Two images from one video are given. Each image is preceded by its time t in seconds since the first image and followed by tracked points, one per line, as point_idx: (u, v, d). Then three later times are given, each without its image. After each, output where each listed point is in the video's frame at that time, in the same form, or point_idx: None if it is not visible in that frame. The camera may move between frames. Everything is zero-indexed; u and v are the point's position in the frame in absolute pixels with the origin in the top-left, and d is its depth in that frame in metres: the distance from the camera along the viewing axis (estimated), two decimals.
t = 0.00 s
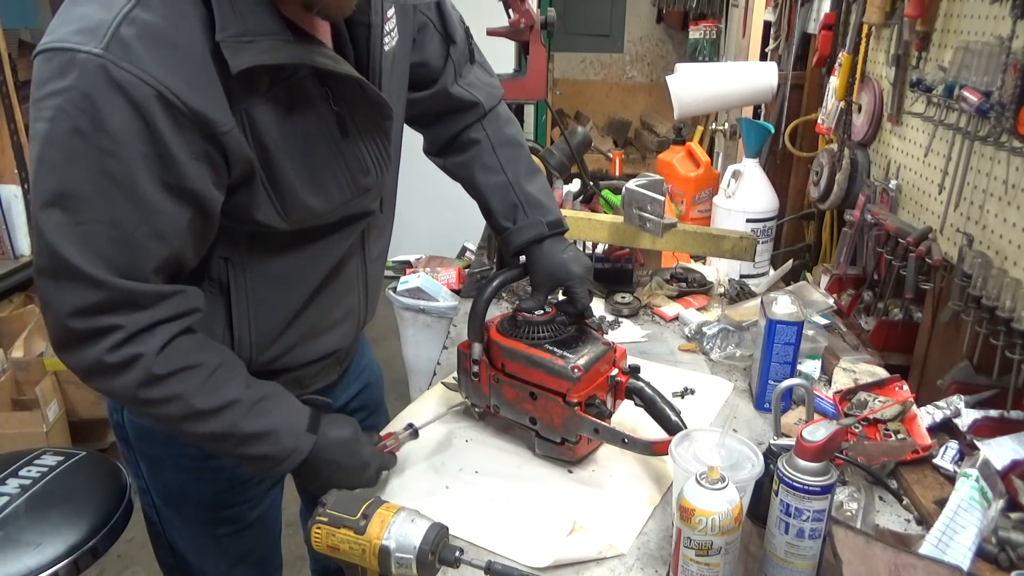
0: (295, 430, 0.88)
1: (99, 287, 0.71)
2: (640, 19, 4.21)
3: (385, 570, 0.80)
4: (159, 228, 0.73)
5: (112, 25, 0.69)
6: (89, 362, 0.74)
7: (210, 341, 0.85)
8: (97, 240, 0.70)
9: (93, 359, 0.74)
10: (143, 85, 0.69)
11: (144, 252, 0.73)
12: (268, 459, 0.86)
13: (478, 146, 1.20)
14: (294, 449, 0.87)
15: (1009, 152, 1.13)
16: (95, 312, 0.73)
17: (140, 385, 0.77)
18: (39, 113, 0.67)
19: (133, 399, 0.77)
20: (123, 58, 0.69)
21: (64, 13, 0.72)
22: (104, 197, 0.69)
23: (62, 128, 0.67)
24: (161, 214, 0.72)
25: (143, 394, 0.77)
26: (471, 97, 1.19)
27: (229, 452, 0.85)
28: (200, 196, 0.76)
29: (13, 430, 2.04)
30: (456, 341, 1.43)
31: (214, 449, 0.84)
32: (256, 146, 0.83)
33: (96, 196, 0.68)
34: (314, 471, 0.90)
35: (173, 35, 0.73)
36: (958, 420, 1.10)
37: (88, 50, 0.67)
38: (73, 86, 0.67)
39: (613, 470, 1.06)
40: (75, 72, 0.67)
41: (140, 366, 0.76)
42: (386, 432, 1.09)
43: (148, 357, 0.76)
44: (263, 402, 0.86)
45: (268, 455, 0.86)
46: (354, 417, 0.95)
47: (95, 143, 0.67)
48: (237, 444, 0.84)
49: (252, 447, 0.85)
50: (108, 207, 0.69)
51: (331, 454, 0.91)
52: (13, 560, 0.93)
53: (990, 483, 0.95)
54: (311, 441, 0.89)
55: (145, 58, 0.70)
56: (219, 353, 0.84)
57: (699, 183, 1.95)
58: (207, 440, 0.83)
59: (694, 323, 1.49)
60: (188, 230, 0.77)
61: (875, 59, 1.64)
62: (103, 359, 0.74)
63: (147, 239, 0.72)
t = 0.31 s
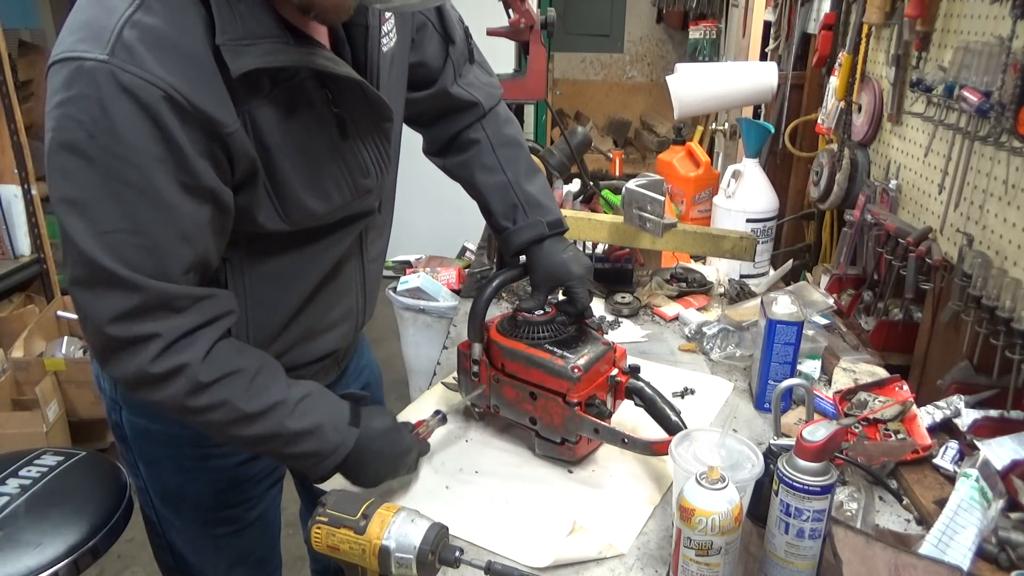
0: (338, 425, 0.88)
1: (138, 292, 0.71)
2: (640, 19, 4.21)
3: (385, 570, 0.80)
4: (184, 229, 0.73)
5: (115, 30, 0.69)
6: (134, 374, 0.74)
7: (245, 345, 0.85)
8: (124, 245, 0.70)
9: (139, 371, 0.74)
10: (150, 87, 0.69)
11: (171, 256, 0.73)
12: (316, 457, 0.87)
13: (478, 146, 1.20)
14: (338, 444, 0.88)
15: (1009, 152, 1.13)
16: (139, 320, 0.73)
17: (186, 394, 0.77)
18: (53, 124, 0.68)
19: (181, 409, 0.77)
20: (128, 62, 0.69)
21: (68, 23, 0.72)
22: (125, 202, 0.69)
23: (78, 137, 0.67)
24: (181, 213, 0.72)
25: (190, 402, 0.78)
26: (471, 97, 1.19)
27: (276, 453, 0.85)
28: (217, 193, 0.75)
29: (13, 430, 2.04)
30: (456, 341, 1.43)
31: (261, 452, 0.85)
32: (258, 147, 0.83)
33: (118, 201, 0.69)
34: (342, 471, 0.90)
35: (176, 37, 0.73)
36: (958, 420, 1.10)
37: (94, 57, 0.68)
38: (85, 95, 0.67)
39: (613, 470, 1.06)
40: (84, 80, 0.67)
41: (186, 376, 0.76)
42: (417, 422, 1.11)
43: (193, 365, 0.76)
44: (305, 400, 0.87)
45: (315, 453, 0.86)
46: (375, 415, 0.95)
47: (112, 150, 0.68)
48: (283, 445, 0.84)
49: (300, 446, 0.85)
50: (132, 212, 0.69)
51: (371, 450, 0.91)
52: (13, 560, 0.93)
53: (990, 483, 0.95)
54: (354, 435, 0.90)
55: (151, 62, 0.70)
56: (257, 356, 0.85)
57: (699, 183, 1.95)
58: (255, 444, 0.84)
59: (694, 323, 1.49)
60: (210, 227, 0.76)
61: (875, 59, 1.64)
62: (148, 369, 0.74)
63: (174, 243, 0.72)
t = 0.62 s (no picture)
0: (342, 428, 0.89)
1: (141, 293, 0.71)
2: (640, 18, 4.21)
3: (385, 570, 0.80)
4: (188, 230, 0.73)
5: (119, 29, 0.69)
6: (140, 375, 0.75)
7: (249, 348, 0.86)
8: (127, 245, 0.70)
9: (143, 372, 0.75)
10: (154, 87, 0.69)
11: (175, 256, 0.73)
12: (320, 460, 0.87)
13: (478, 146, 1.20)
14: (342, 447, 0.88)
15: (1008, 152, 1.13)
16: (142, 321, 0.73)
17: (191, 396, 0.77)
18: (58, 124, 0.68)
19: (186, 411, 0.78)
20: (132, 62, 0.69)
21: (71, 22, 0.72)
22: (130, 203, 0.69)
23: (83, 138, 0.67)
24: (186, 214, 0.72)
25: (195, 404, 0.78)
26: (471, 97, 1.19)
27: (279, 456, 0.85)
28: (221, 193, 0.75)
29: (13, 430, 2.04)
30: (456, 341, 1.43)
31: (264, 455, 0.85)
32: (260, 146, 0.83)
33: (122, 202, 0.69)
34: (347, 471, 0.91)
35: (180, 38, 0.73)
36: (958, 420, 1.10)
37: (97, 57, 0.68)
38: (90, 96, 0.67)
39: (613, 470, 1.06)
40: (88, 81, 0.67)
41: (191, 378, 0.76)
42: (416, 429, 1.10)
43: (197, 368, 0.76)
44: (309, 403, 0.87)
45: (319, 456, 0.86)
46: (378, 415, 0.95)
47: (117, 150, 0.68)
48: (288, 447, 0.84)
49: (303, 449, 0.85)
50: (137, 213, 0.70)
51: (376, 452, 0.91)
52: (13, 560, 0.93)
53: (990, 484, 0.95)
54: (358, 439, 0.90)
55: (154, 62, 0.70)
56: (262, 359, 0.85)
57: (699, 183, 1.95)
58: (259, 447, 0.84)
59: (694, 323, 1.49)
60: (214, 227, 0.76)
61: (875, 59, 1.64)
62: (153, 371, 0.74)
63: (177, 244, 0.72)
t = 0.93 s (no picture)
0: (342, 429, 0.89)
1: (141, 292, 0.71)
2: (640, 18, 4.21)
3: (385, 570, 0.80)
4: (189, 230, 0.73)
5: (121, 30, 0.69)
6: (141, 375, 0.75)
7: (251, 347, 0.85)
8: (129, 244, 0.70)
9: (145, 372, 0.75)
10: (157, 88, 0.69)
11: (178, 256, 0.73)
12: (319, 461, 0.87)
13: (479, 147, 1.20)
14: (342, 448, 0.88)
15: (1008, 152, 1.13)
16: (142, 320, 0.73)
17: (192, 396, 0.77)
18: (59, 124, 0.68)
19: (187, 411, 0.77)
20: (135, 63, 0.69)
21: (73, 22, 0.72)
22: (133, 203, 0.69)
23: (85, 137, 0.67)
24: (188, 214, 0.72)
25: (196, 404, 0.78)
26: (471, 98, 1.19)
27: (278, 456, 0.85)
28: (223, 193, 0.75)
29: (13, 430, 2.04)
30: (456, 341, 1.43)
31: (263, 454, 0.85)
32: (263, 146, 0.83)
33: (125, 203, 0.69)
34: (348, 470, 0.91)
35: (182, 38, 0.73)
36: (958, 420, 1.10)
37: (100, 57, 0.68)
38: (92, 96, 0.67)
39: (613, 470, 1.06)
40: (91, 81, 0.67)
41: (192, 377, 0.76)
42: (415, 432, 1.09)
43: (199, 367, 0.76)
44: (309, 404, 0.87)
45: (319, 456, 0.86)
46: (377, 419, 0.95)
47: (120, 151, 0.68)
48: (287, 448, 0.84)
49: (304, 449, 0.85)
50: (139, 213, 0.70)
51: (375, 452, 0.91)
52: (13, 560, 0.93)
53: (990, 484, 0.95)
54: (358, 440, 0.90)
55: (157, 62, 0.70)
56: (263, 359, 0.85)
57: (700, 183, 1.95)
58: (259, 447, 0.84)
59: (694, 323, 1.49)
60: (215, 226, 0.76)
61: (875, 59, 1.64)
62: (154, 371, 0.74)
63: (180, 244, 0.72)
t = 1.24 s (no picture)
0: (346, 422, 0.89)
1: (142, 292, 0.71)
2: (640, 18, 4.21)
3: (385, 570, 0.80)
4: (188, 230, 0.73)
5: (119, 31, 0.69)
6: (144, 374, 0.75)
7: (252, 345, 0.85)
8: (127, 245, 0.70)
9: (148, 372, 0.75)
10: (154, 90, 0.69)
11: (177, 256, 0.73)
12: (325, 455, 0.87)
13: (478, 147, 1.20)
14: (347, 441, 0.88)
15: (1009, 152, 1.13)
16: (144, 318, 0.73)
17: (195, 394, 0.77)
18: (58, 124, 0.68)
19: (191, 409, 0.77)
20: (132, 64, 0.69)
21: (71, 23, 0.72)
22: (131, 203, 0.69)
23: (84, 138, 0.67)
24: (186, 214, 0.72)
25: (199, 402, 0.77)
26: (471, 98, 1.19)
27: (285, 451, 0.85)
28: (221, 193, 0.75)
29: (13, 430, 2.04)
30: (456, 341, 1.43)
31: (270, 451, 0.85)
32: (261, 147, 0.83)
33: (123, 203, 0.69)
34: (348, 470, 0.91)
35: (180, 39, 0.73)
36: (958, 420, 1.10)
37: (97, 58, 0.68)
38: (90, 97, 0.67)
39: (613, 470, 1.06)
40: (89, 82, 0.67)
41: (194, 376, 0.76)
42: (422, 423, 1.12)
43: (201, 364, 0.76)
44: (312, 398, 0.87)
45: (326, 449, 0.86)
46: (380, 418, 0.95)
47: (118, 151, 0.68)
48: (293, 443, 0.84)
49: (310, 443, 0.85)
50: (138, 213, 0.70)
51: (379, 445, 0.91)
52: (13, 560, 0.93)
53: (990, 484, 0.95)
54: (363, 433, 0.90)
55: (155, 63, 0.70)
56: (264, 355, 0.85)
57: (700, 183, 1.95)
58: (265, 444, 0.84)
59: (694, 323, 1.49)
60: (214, 226, 0.76)
61: (875, 59, 1.64)
62: (157, 370, 0.74)
63: (179, 244, 0.72)
